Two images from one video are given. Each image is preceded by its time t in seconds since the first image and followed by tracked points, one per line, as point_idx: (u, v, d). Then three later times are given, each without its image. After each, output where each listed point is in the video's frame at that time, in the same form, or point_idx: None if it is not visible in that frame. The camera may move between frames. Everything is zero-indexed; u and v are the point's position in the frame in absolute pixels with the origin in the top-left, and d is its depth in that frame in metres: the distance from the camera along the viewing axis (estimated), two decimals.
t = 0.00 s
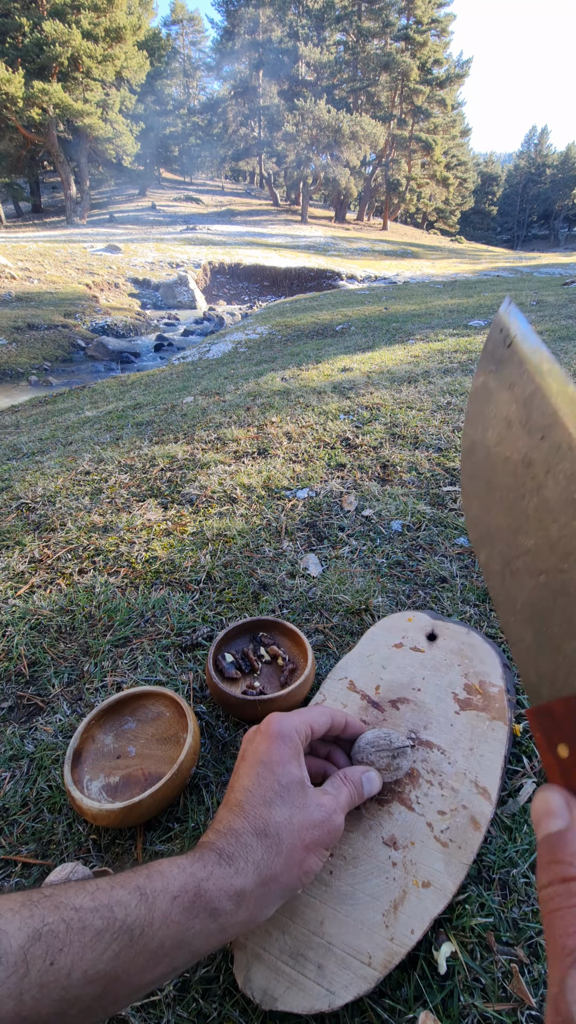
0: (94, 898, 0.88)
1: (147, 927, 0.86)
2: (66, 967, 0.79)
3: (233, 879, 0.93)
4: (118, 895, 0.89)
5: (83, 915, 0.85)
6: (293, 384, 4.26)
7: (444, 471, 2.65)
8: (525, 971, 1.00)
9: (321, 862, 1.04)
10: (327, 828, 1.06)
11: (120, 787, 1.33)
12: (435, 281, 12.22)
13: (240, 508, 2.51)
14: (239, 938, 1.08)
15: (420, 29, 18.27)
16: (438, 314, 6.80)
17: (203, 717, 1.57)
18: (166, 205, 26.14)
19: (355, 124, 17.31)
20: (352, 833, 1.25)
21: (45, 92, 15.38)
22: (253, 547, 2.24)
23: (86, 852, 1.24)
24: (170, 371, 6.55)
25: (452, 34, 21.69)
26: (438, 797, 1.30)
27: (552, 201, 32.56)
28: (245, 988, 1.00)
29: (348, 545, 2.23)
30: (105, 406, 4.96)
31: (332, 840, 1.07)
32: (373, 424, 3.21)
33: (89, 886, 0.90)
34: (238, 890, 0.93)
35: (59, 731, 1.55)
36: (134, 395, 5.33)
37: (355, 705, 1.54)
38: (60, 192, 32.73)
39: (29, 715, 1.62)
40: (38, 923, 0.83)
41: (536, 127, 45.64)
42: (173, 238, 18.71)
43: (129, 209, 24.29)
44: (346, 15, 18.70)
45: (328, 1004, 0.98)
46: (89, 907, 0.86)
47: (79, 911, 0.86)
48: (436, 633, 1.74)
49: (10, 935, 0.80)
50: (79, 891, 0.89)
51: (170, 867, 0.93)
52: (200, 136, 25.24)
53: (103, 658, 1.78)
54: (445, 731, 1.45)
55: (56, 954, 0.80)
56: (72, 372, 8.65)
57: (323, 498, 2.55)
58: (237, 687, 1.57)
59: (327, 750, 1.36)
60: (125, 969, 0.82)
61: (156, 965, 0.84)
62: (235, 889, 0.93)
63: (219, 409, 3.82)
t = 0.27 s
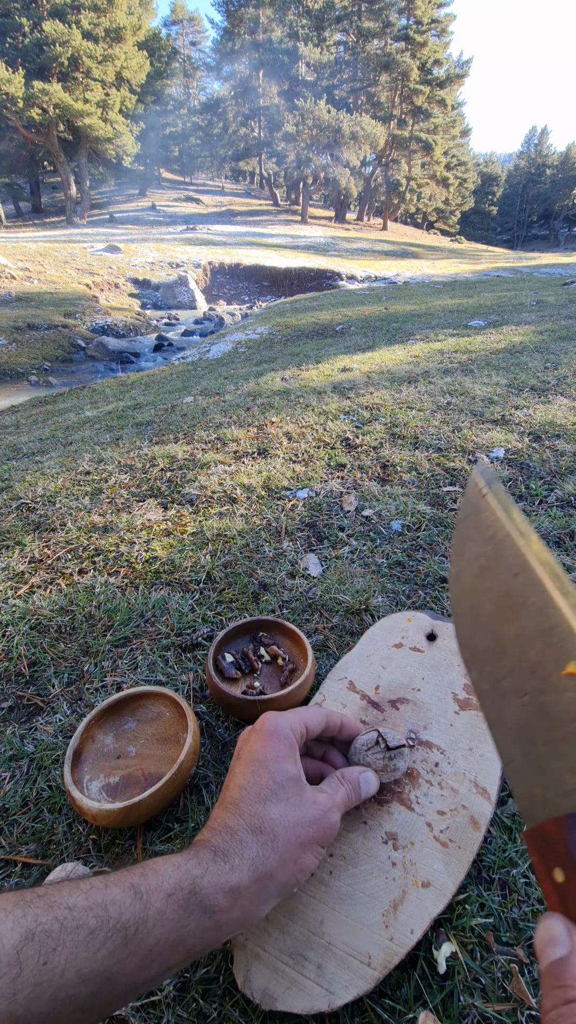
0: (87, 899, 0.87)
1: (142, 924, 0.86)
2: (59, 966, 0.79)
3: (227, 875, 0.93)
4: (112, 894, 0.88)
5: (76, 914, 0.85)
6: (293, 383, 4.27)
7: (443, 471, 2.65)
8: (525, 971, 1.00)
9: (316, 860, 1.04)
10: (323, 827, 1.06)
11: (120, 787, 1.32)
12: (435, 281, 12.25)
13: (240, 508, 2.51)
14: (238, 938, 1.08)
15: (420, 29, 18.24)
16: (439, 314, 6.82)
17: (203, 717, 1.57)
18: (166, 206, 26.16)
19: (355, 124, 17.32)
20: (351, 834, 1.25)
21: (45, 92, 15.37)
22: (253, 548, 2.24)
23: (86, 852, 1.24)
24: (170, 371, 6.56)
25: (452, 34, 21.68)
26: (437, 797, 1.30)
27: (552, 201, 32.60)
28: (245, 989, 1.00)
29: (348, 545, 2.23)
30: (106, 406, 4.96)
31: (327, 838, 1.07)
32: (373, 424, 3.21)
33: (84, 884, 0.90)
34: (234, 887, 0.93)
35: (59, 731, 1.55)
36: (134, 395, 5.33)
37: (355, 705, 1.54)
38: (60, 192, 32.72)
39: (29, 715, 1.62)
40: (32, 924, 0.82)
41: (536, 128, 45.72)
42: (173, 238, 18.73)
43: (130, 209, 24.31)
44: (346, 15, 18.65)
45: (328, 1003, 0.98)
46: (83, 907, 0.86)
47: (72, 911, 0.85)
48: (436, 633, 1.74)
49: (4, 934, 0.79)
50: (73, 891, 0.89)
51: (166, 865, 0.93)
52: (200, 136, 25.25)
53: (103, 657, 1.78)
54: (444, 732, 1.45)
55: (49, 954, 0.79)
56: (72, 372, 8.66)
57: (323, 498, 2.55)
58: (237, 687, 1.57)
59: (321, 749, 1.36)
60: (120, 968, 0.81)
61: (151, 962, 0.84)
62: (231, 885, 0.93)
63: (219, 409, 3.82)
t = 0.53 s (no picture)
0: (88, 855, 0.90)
1: (145, 879, 0.88)
2: (59, 924, 0.82)
3: (229, 833, 0.96)
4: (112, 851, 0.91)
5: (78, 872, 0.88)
6: (293, 383, 4.27)
7: (444, 471, 2.64)
8: (526, 972, 1.00)
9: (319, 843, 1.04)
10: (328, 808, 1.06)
11: (120, 787, 1.32)
12: (436, 281, 12.28)
13: (240, 508, 2.51)
14: (237, 937, 1.08)
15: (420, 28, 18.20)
16: (439, 314, 6.83)
17: (203, 717, 1.57)
18: (166, 206, 26.16)
19: (355, 124, 17.30)
20: (352, 834, 1.26)
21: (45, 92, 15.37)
22: (253, 548, 2.24)
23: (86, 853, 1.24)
24: (170, 370, 6.56)
25: (452, 34, 21.66)
26: (437, 797, 1.30)
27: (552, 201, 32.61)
28: (245, 989, 1.01)
29: (348, 545, 2.23)
30: (106, 406, 4.96)
31: (335, 827, 1.06)
32: (372, 424, 3.21)
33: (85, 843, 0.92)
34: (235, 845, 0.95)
35: (59, 731, 1.56)
36: (134, 395, 5.33)
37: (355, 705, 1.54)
38: (60, 192, 32.70)
39: (29, 715, 1.62)
40: (33, 879, 0.85)
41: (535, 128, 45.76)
42: (173, 238, 18.73)
43: (130, 210, 24.31)
44: (346, 15, 18.61)
45: (329, 1004, 0.98)
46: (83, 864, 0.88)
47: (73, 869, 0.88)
48: (435, 633, 1.74)
49: (5, 890, 0.83)
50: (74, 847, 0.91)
51: (168, 821, 0.96)
52: (200, 136, 25.26)
53: (103, 658, 1.78)
54: (443, 732, 1.45)
55: (51, 909, 0.83)
56: (72, 372, 8.65)
57: (323, 498, 2.55)
58: (237, 687, 1.57)
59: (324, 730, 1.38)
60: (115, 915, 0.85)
61: (145, 917, 0.87)
62: (231, 843, 0.95)
63: (218, 409, 3.83)
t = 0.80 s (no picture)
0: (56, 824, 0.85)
1: (117, 845, 0.85)
2: (15, 894, 0.78)
3: (216, 797, 0.92)
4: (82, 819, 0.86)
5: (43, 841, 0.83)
6: (293, 383, 4.27)
7: (443, 471, 2.65)
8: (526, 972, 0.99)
9: (316, 821, 0.99)
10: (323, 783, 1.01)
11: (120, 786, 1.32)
12: (436, 281, 12.29)
13: (240, 508, 2.51)
14: (237, 936, 1.08)
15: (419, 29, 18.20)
16: (439, 314, 6.83)
17: (203, 717, 1.57)
18: (166, 206, 26.17)
19: (355, 125, 17.32)
20: (352, 834, 1.26)
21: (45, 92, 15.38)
22: (253, 548, 2.24)
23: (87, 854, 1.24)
24: (170, 371, 6.57)
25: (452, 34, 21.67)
26: (438, 797, 1.30)
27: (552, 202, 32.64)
28: (245, 989, 1.00)
29: (348, 545, 2.23)
30: (106, 406, 4.96)
31: (334, 805, 1.01)
32: (373, 424, 3.21)
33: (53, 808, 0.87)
34: (225, 810, 0.91)
35: (59, 731, 1.55)
36: (134, 395, 5.34)
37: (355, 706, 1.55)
38: (60, 192, 32.68)
39: (29, 715, 1.62)
40: (0, 841, 0.81)
41: (535, 128, 45.82)
42: (173, 238, 18.75)
43: (130, 210, 24.33)
44: (346, 15, 18.59)
45: (328, 1004, 0.98)
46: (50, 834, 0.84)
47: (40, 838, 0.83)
48: (436, 633, 1.74)
49: None
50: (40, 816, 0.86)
51: (151, 785, 0.91)
52: (200, 137, 25.28)
53: (103, 658, 1.78)
54: (444, 732, 1.45)
55: (9, 881, 0.78)
56: (72, 372, 8.65)
57: (323, 498, 2.55)
58: (236, 687, 1.57)
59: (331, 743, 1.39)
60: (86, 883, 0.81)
61: (120, 886, 0.83)
62: (220, 806, 0.91)
63: (218, 410, 3.83)
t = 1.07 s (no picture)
0: None
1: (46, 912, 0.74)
2: None
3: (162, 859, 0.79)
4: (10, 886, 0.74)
5: None
6: (293, 384, 4.27)
7: (443, 471, 2.65)
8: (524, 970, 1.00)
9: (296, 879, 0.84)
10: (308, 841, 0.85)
11: (121, 787, 1.33)
12: (437, 281, 12.29)
13: (240, 508, 2.51)
14: (237, 937, 1.08)
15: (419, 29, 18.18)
16: (438, 314, 6.83)
17: (203, 717, 1.57)
18: (166, 206, 26.17)
19: (355, 125, 17.31)
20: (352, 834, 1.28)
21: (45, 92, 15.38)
22: (253, 548, 2.24)
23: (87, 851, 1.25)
24: (170, 371, 6.57)
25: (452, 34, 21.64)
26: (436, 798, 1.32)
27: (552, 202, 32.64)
28: (245, 988, 1.00)
29: (348, 545, 2.23)
30: (106, 406, 4.96)
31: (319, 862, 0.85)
32: (373, 424, 3.21)
33: None
34: (165, 868, 0.78)
35: (59, 731, 1.55)
36: (134, 395, 5.34)
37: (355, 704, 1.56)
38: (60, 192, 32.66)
39: (29, 715, 1.62)
40: None
41: (536, 128, 45.80)
42: (173, 238, 18.75)
43: (130, 210, 24.34)
44: (346, 15, 18.55)
45: (328, 1003, 0.98)
46: None
47: None
48: (436, 633, 1.75)
49: None
50: None
51: (63, 849, 0.79)
52: (200, 137, 25.29)
53: (103, 658, 1.78)
54: (443, 732, 1.47)
55: None
56: (72, 372, 8.66)
57: (323, 498, 2.55)
58: (236, 688, 1.57)
59: (334, 776, 1.24)
60: None
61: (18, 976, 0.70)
62: (161, 868, 0.78)
63: (218, 409, 3.83)
